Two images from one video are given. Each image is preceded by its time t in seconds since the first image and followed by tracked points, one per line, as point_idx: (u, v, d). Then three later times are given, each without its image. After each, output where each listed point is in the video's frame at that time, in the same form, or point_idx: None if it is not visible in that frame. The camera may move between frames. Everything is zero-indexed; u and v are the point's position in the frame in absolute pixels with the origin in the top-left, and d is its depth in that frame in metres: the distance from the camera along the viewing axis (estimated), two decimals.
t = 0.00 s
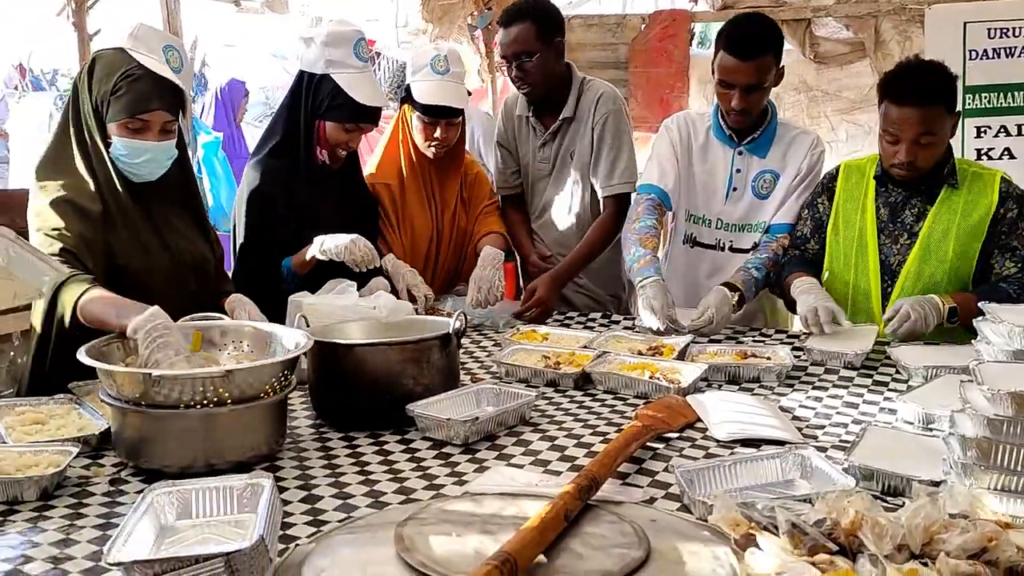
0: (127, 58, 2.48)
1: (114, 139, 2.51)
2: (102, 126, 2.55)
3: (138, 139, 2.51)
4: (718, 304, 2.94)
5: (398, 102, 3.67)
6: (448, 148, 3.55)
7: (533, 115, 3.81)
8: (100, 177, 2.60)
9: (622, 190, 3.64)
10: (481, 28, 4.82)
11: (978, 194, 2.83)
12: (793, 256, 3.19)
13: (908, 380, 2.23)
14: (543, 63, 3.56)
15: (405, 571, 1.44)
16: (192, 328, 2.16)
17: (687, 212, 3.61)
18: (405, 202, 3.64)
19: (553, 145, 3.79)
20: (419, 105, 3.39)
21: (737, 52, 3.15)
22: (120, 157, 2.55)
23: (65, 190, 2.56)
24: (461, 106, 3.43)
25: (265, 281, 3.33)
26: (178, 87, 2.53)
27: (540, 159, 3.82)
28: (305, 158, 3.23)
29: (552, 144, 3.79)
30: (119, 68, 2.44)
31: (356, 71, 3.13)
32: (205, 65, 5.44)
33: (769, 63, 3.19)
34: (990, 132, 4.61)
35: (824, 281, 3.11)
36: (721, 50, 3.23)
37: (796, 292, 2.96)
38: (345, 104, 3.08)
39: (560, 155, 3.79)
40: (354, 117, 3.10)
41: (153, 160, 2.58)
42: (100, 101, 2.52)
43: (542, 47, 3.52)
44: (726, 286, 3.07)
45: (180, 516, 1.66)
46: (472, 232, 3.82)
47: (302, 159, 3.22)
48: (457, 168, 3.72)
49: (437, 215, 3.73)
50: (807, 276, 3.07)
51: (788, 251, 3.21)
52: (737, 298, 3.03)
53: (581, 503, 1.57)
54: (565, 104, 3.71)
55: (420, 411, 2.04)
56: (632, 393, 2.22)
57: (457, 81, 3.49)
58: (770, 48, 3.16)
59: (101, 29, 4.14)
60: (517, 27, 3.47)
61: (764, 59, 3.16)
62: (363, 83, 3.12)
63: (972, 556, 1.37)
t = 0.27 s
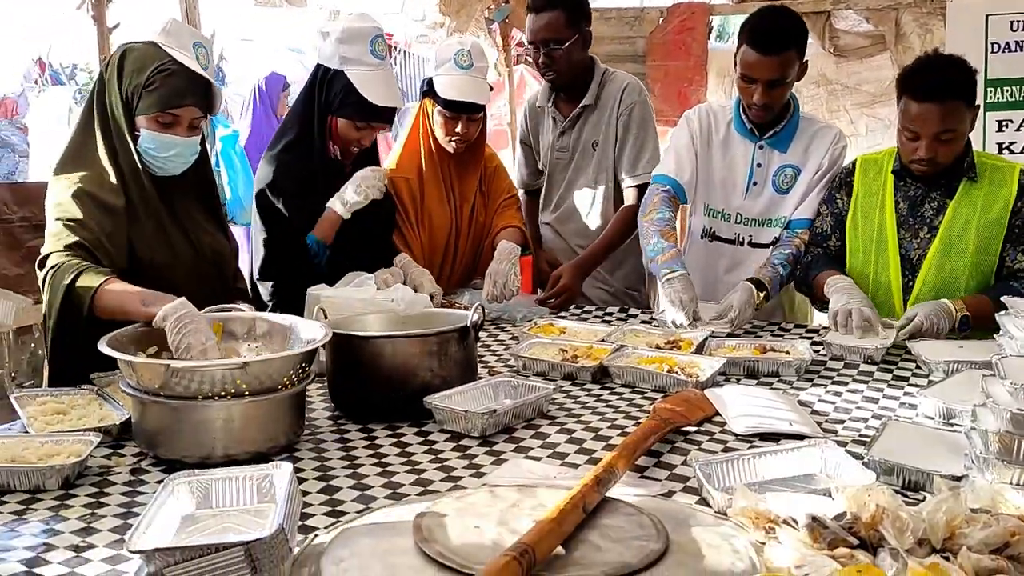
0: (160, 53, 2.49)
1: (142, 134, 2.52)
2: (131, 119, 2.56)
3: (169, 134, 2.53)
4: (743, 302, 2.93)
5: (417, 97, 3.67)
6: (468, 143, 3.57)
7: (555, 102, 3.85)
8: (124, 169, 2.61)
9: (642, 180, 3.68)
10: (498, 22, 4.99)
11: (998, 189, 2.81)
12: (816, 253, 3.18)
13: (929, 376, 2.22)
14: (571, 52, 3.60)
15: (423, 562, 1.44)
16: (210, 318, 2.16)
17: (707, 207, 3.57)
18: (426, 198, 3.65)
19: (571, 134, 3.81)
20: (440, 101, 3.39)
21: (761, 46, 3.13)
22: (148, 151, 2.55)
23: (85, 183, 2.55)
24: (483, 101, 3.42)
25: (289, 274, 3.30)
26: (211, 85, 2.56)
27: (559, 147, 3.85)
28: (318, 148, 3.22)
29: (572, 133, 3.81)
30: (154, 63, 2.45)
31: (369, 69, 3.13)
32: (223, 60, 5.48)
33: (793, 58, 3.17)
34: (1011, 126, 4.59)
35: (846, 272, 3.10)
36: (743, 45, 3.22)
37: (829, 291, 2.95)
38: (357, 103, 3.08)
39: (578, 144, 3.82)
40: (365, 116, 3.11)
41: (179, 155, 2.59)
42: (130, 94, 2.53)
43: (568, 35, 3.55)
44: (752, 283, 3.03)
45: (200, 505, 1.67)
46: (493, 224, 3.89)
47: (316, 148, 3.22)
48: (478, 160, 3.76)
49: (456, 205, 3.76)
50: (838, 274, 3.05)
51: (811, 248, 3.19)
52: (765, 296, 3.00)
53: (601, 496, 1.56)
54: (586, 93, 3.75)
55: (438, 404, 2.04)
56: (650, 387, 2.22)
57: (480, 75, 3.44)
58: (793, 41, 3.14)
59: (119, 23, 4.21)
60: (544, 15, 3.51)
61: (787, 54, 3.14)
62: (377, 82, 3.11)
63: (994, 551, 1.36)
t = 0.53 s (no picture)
0: (180, 47, 2.51)
1: (161, 126, 2.54)
2: (150, 112, 2.57)
3: (187, 128, 2.54)
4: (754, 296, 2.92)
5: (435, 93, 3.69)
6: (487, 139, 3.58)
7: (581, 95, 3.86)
8: (142, 162, 2.63)
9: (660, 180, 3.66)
10: (515, 18, 4.99)
11: (1016, 184, 2.79)
12: (835, 249, 3.16)
13: (948, 373, 2.21)
14: (602, 44, 3.62)
15: (440, 555, 1.44)
16: (228, 262, 2.28)
17: (723, 203, 3.57)
18: (446, 196, 3.67)
19: (589, 129, 3.81)
20: (460, 97, 3.43)
21: (781, 40, 3.10)
22: (167, 144, 2.57)
23: (96, 180, 2.56)
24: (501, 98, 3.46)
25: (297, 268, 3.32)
26: (230, 78, 2.58)
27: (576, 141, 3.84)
28: (335, 145, 3.23)
29: (591, 126, 3.80)
30: (173, 57, 2.47)
31: (385, 67, 3.13)
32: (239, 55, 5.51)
33: (815, 53, 3.15)
34: None
35: (863, 269, 3.08)
36: (763, 41, 3.20)
37: (847, 288, 2.92)
38: (370, 100, 3.09)
39: (595, 140, 3.81)
40: (379, 113, 3.11)
41: (199, 149, 2.60)
42: (149, 87, 2.54)
43: (603, 26, 3.58)
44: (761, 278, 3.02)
45: (217, 497, 1.68)
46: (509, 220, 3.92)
47: (334, 146, 3.23)
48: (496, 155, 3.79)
49: (475, 203, 3.78)
50: (857, 271, 3.02)
51: (830, 244, 3.17)
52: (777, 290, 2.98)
53: (618, 491, 1.55)
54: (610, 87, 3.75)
55: (454, 399, 2.04)
56: (666, 382, 2.22)
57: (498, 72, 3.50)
58: (814, 35, 3.12)
59: (139, 17, 4.26)
60: (581, 4, 3.55)
61: (809, 49, 3.11)
62: (390, 81, 3.10)
63: (1015, 550, 1.35)
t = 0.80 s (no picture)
0: (197, 44, 2.52)
1: (179, 123, 2.56)
2: (167, 109, 2.59)
3: (205, 126, 2.57)
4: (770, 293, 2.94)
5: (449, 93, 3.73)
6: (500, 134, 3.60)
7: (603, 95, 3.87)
8: (161, 159, 2.65)
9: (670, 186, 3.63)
10: (529, 15, 5.21)
11: None
12: (853, 248, 3.15)
13: (966, 372, 2.20)
14: (627, 48, 3.61)
15: (456, 550, 1.45)
16: (263, 237, 2.34)
17: (739, 199, 3.56)
18: (464, 195, 3.71)
19: (607, 130, 3.81)
20: (471, 94, 3.46)
21: (796, 36, 3.10)
22: (184, 141, 2.60)
23: (118, 176, 2.59)
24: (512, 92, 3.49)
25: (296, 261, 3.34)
26: (246, 76, 2.59)
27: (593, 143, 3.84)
28: (350, 142, 3.24)
29: (610, 126, 3.80)
30: (191, 55, 2.48)
31: (398, 63, 3.13)
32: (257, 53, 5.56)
33: (830, 50, 3.14)
34: None
35: (881, 268, 3.07)
36: (778, 38, 3.20)
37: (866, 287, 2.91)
38: (384, 98, 3.10)
39: (611, 143, 3.80)
40: (395, 110, 3.12)
41: (215, 147, 2.64)
42: (167, 85, 2.55)
43: (627, 30, 3.56)
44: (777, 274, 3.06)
45: (235, 491, 1.69)
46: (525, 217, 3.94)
47: (347, 143, 3.24)
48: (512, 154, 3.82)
49: (492, 202, 3.81)
50: (873, 271, 3.01)
51: (847, 243, 3.16)
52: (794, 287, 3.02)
53: (633, 488, 1.55)
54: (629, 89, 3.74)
55: (470, 394, 2.05)
56: (682, 380, 2.22)
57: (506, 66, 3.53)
58: (828, 32, 3.11)
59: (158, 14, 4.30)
60: (608, 6, 3.52)
61: (824, 46, 3.11)
62: (407, 78, 3.11)
63: None
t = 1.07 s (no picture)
0: (220, 44, 2.53)
1: (201, 123, 2.58)
2: (189, 108, 2.60)
3: (227, 125, 2.58)
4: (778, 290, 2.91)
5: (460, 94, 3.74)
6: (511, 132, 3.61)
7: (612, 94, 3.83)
8: (181, 157, 2.67)
9: (664, 178, 3.44)
10: (544, 15, 5.12)
11: None
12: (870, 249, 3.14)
13: (983, 375, 2.20)
14: (635, 48, 3.55)
15: (471, 548, 1.46)
16: (278, 220, 2.35)
17: (753, 200, 3.56)
18: (477, 194, 3.73)
19: (618, 128, 3.79)
20: (476, 92, 3.47)
21: (809, 36, 3.09)
22: (206, 140, 2.62)
23: (139, 175, 2.62)
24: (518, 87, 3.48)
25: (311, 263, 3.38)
26: (268, 76, 2.60)
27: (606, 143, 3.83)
28: (359, 142, 3.24)
29: (621, 127, 3.77)
30: (215, 56, 2.49)
31: (404, 60, 3.12)
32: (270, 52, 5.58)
33: (845, 50, 3.12)
34: None
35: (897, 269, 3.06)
36: (791, 39, 3.20)
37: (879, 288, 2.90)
38: (394, 94, 3.08)
39: (623, 142, 3.77)
40: (402, 107, 3.10)
41: (236, 146, 2.65)
42: (189, 84, 2.57)
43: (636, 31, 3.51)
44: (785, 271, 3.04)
45: (252, 487, 1.71)
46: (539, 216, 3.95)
47: (357, 143, 3.24)
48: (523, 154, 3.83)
49: (505, 199, 3.83)
50: (888, 271, 3.00)
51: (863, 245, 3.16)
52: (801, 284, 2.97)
53: (648, 487, 1.55)
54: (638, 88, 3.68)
55: (484, 393, 2.05)
56: (696, 380, 2.22)
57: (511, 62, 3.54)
58: (842, 32, 3.10)
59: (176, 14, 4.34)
60: (613, 5, 3.43)
61: (838, 46, 3.09)
62: (415, 76, 3.09)
63: None
